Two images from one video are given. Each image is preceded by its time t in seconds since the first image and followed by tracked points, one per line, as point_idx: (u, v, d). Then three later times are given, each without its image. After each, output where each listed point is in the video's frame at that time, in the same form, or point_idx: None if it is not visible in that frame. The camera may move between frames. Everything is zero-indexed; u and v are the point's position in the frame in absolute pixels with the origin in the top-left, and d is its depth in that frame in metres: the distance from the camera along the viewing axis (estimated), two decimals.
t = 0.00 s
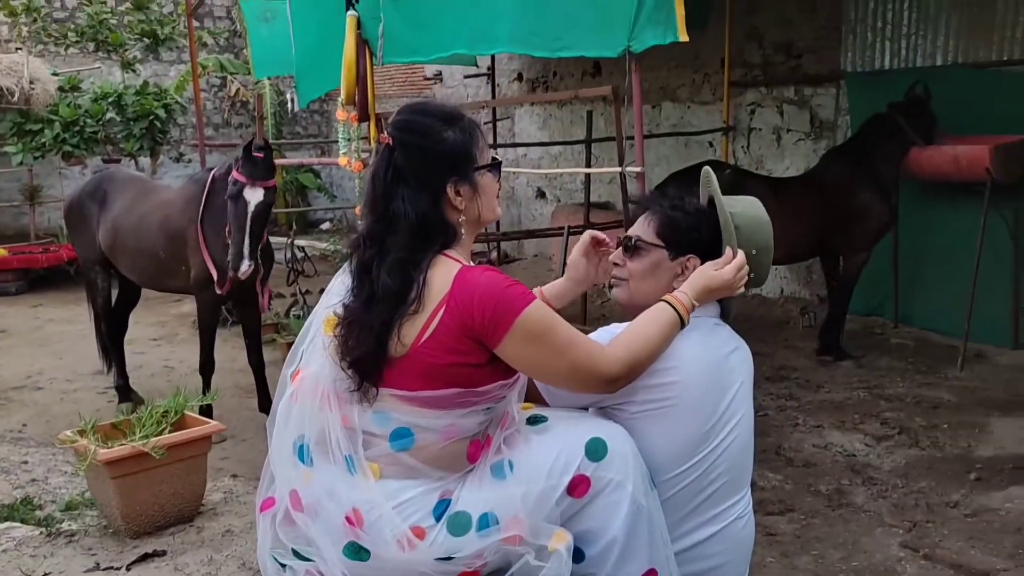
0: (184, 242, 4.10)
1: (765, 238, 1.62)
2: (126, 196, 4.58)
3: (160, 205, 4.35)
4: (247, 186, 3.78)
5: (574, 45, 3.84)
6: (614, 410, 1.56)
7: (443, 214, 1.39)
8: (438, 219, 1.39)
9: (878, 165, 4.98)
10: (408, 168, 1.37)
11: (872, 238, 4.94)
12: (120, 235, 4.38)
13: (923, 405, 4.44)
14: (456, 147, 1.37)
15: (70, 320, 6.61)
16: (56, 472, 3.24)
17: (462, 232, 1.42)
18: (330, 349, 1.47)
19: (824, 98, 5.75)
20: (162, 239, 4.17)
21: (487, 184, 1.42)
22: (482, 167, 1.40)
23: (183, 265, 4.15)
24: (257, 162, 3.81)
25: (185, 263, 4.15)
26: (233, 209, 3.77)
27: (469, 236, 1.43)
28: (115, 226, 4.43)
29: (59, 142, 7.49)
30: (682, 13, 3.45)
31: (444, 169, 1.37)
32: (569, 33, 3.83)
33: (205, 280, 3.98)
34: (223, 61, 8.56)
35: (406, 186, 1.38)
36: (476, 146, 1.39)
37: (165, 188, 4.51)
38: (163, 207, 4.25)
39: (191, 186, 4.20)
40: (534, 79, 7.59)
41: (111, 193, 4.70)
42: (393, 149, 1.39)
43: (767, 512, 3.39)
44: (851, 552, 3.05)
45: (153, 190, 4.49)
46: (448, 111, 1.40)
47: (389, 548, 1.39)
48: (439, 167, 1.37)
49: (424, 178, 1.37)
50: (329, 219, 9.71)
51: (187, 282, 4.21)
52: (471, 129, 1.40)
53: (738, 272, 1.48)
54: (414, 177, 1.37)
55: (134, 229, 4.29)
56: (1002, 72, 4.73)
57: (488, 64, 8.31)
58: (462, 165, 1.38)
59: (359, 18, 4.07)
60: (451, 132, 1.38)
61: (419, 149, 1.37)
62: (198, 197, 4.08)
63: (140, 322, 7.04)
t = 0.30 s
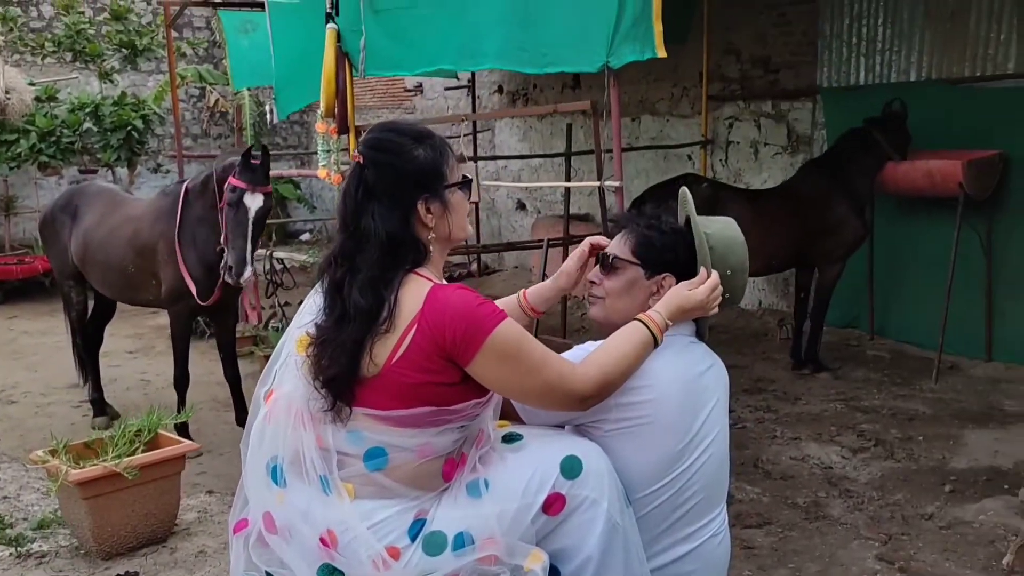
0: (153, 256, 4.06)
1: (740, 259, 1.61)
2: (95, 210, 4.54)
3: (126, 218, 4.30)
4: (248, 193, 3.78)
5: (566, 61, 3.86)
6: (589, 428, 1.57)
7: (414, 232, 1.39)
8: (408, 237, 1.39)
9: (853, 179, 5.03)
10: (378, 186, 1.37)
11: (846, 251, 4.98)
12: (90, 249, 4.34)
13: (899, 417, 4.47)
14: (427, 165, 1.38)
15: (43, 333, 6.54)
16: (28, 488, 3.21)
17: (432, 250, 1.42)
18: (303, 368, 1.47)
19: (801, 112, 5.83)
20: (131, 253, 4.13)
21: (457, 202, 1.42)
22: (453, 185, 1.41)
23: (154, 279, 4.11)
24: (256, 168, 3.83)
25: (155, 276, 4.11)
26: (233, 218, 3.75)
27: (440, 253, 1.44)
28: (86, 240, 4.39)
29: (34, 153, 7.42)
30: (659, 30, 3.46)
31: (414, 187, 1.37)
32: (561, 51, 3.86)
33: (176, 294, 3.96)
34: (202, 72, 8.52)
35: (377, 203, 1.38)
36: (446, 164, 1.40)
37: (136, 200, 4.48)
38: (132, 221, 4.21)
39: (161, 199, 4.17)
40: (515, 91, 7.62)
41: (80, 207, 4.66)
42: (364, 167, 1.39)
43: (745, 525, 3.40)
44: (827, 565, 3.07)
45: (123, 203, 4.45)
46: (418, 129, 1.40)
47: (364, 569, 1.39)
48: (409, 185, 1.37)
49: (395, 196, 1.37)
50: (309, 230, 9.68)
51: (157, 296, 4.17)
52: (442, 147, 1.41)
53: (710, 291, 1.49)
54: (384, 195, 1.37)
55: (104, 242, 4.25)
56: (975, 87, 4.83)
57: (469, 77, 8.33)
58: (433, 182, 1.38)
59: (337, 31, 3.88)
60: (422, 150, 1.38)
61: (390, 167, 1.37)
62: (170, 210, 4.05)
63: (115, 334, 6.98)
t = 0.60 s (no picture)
0: (145, 262, 4.06)
1: (731, 265, 1.61)
2: (87, 217, 4.53)
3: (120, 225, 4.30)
4: (253, 201, 3.79)
5: (560, 66, 3.73)
6: (583, 437, 1.58)
7: (409, 244, 1.40)
8: (403, 249, 1.39)
9: (847, 182, 5.05)
10: (373, 199, 1.38)
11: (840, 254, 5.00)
12: (82, 257, 4.33)
13: (895, 420, 4.48)
14: (421, 178, 1.38)
15: (37, 340, 6.53)
16: (24, 496, 3.21)
17: (428, 262, 1.43)
18: (298, 380, 1.47)
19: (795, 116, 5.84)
20: (122, 260, 4.12)
21: (453, 214, 1.42)
22: (448, 197, 1.41)
23: (145, 286, 4.11)
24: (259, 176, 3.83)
25: (146, 283, 4.11)
26: (236, 226, 3.76)
27: (435, 265, 1.44)
28: (78, 247, 4.39)
29: (29, 159, 7.40)
30: (650, 36, 3.28)
31: (409, 200, 1.38)
32: (555, 56, 3.73)
33: (168, 302, 3.97)
34: (197, 78, 8.52)
35: (372, 216, 1.38)
36: (441, 176, 1.40)
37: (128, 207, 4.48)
38: (123, 228, 4.21)
39: (152, 207, 4.17)
40: (510, 96, 7.64)
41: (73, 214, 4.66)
42: (358, 180, 1.40)
43: (741, 529, 3.40)
44: (824, 569, 3.08)
45: (115, 210, 4.45)
46: (413, 141, 1.41)
47: None
48: (404, 198, 1.38)
49: (390, 208, 1.38)
50: (305, 235, 9.68)
51: (149, 303, 4.17)
52: (436, 160, 1.41)
53: (702, 299, 1.50)
54: (379, 208, 1.38)
55: (96, 250, 4.25)
56: (969, 91, 4.84)
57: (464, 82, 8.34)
58: (427, 195, 1.39)
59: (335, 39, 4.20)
60: (417, 163, 1.39)
61: (384, 180, 1.37)
62: (161, 217, 4.05)
63: (111, 340, 6.97)
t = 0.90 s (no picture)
0: (141, 268, 4.07)
1: (733, 285, 1.63)
2: (85, 223, 4.54)
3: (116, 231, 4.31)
4: (257, 209, 3.80)
5: (564, 73, 3.67)
6: (579, 449, 1.59)
7: (403, 257, 1.41)
8: (397, 262, 1.41)
9: (846, 190, 5.06)
10: (368, 211, 1.39)
11: (838, 261, 5.01)
12: (79, 262, 4.34)
13: (893, 427, 4.49)
14: (416, 191, 1.39)
15: (36, 343, 6.54)
16: (22, 502, 3.22)
17: (422, 274, 1.44)
18: (295, 391, 1.48)
19: (795, 122, 5.86)
20: (118, 266, 4.13)
21: (447, 227, 1.44)
22: (442, 210, 1.42)
23: (141, 291, 4.12)
24: (259, 182, 3.81)
25: (142, 288, 4.13)
26: (243, 234, 3.77)
27: (429, 278, 1.45)
28: (76, 253, 4.40)
29: (29, 163, 7.41)
30: (643, 41, 3.21)
31: (403, 212, 1.39)
32: (558, 61, 3.68)
33: (163, 308, 3.98)
34: (198, 81, 8.53)
35: (366, 229, 1.39)
36: (436, 189, 1.42)
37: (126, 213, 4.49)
38: (119, 234, 4.22)
39: (148, 213, 4.19)
40: (510, 101, 7.66)
41: (71, 219, 4.68)
42: (353, 193, 1.41)
43: (739, 536, 3.41)
44: None
45: (113, 215, 4.47)
46: (408, 154, 1.42)
47: None
48: (398, 210, 1.39)
49: (384, 221, 1.39)
50: (305, 239, 9.71)
51: (146, 308, 4.18)
52: (431, 172, 1.42)
53: (699, 317, 1.51)
54: (373, 220, 1.39)
55: (93, 255, 4.26)
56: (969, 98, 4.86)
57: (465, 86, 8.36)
58: (422, 207, 1.40)
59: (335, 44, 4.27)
60: (411, 175, 1.40)
61: (379, 193, 1.38)
62: (157, 222, 4.07)
63: (110, 344, 6.99)
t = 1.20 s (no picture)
0: (137, 273, 4.08)
1: (743, 312, 1.68)
2: (82, 228, 4.55)
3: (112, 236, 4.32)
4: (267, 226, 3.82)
5: (564, 78, 3.59)
6: (577, 457, 1.60)
7: (398, 269, 1.42)
8: (393, 274, 1.42)
9: (844, 193, 5.07)
10: (363, 224, 1.40)
11: (836, 263, 5.02)
12: (76, 267, 4.35)
13: (892, 429, 4.49)
14: (411, 203, 1.40)
15: (36, 348, 6.54)
16: (22, 507, 3.23)
17: (417, 286, 1.45)
18: (292, 402, 1.49)
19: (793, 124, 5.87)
20: (114, 271, 4.14)
21: (442, 238, 1.45)
22: (437, 222, 1.43)
23: (138, 296, 4.13)
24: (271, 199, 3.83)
25: (139, 293, 4.14)
26: (250, 249, 3.80)
27: (425, 289, 1.46)
28: (73, 258, 4.40)
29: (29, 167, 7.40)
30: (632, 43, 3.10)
31: (398, 224, 1.40)
32: (559, 64, 3.59)
33: (161, 314, 3.99)
34: (197, 85, 8.53)
35: (361, 242, 1.40)
36: (431, 200, 1.42)
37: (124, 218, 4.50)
38: (115, 239, 4.23)
39: (144, 218, 4.19)
40: (510, 103, 7.66)
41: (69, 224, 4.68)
42: (348, 206, 1.42)
43: (738, 539, 3.41)
44: None
45: (109, 220, 4.47)
46: (402, 165, 1.43)
47: None
48: (393, 223, 1.40)
49: (380, 234, 1.40)
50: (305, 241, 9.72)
51: (143, 313, 4.19)
52: (426, 184, 1.43)
53: (702, 335, 1.51)
54: (368, 233, 1.40)
55: (90, 261, 4.27)
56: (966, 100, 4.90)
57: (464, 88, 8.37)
58: (417, 219, 1.41)
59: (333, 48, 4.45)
60: (406, 187, 1.41)
61: (374, 205, 1.39)
62: (153, 227, 4.07)
63: (110, 348, 6.99)
